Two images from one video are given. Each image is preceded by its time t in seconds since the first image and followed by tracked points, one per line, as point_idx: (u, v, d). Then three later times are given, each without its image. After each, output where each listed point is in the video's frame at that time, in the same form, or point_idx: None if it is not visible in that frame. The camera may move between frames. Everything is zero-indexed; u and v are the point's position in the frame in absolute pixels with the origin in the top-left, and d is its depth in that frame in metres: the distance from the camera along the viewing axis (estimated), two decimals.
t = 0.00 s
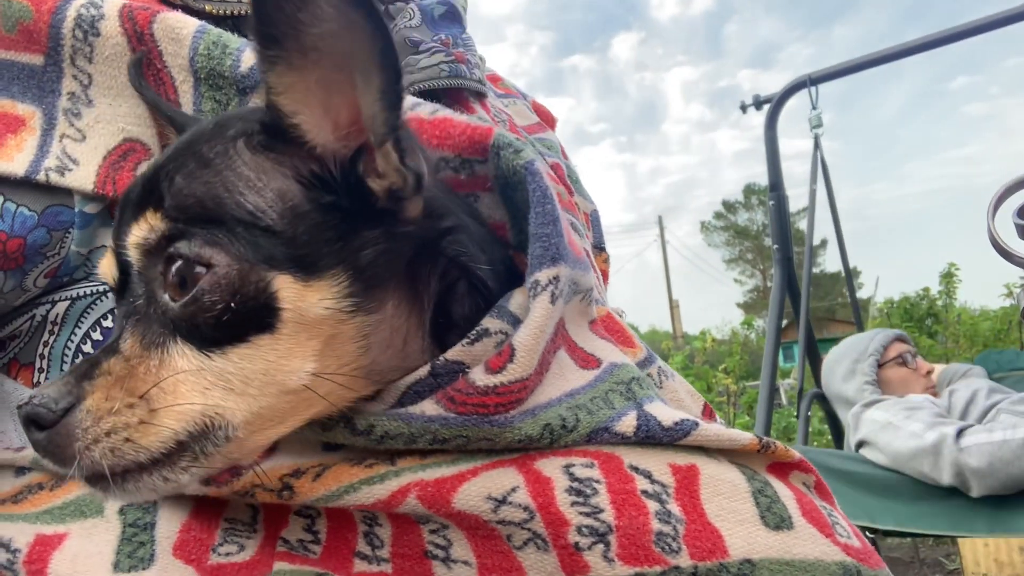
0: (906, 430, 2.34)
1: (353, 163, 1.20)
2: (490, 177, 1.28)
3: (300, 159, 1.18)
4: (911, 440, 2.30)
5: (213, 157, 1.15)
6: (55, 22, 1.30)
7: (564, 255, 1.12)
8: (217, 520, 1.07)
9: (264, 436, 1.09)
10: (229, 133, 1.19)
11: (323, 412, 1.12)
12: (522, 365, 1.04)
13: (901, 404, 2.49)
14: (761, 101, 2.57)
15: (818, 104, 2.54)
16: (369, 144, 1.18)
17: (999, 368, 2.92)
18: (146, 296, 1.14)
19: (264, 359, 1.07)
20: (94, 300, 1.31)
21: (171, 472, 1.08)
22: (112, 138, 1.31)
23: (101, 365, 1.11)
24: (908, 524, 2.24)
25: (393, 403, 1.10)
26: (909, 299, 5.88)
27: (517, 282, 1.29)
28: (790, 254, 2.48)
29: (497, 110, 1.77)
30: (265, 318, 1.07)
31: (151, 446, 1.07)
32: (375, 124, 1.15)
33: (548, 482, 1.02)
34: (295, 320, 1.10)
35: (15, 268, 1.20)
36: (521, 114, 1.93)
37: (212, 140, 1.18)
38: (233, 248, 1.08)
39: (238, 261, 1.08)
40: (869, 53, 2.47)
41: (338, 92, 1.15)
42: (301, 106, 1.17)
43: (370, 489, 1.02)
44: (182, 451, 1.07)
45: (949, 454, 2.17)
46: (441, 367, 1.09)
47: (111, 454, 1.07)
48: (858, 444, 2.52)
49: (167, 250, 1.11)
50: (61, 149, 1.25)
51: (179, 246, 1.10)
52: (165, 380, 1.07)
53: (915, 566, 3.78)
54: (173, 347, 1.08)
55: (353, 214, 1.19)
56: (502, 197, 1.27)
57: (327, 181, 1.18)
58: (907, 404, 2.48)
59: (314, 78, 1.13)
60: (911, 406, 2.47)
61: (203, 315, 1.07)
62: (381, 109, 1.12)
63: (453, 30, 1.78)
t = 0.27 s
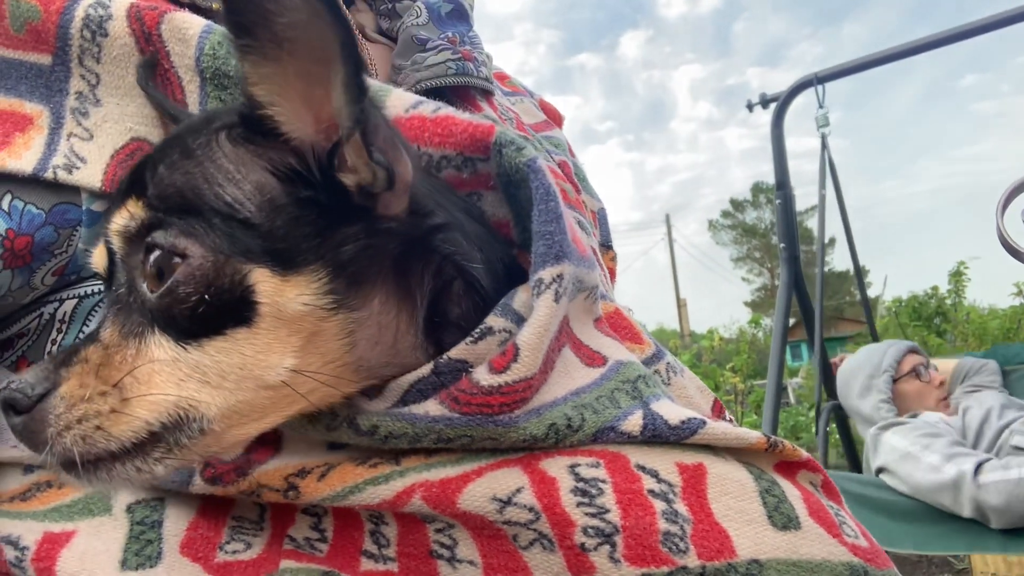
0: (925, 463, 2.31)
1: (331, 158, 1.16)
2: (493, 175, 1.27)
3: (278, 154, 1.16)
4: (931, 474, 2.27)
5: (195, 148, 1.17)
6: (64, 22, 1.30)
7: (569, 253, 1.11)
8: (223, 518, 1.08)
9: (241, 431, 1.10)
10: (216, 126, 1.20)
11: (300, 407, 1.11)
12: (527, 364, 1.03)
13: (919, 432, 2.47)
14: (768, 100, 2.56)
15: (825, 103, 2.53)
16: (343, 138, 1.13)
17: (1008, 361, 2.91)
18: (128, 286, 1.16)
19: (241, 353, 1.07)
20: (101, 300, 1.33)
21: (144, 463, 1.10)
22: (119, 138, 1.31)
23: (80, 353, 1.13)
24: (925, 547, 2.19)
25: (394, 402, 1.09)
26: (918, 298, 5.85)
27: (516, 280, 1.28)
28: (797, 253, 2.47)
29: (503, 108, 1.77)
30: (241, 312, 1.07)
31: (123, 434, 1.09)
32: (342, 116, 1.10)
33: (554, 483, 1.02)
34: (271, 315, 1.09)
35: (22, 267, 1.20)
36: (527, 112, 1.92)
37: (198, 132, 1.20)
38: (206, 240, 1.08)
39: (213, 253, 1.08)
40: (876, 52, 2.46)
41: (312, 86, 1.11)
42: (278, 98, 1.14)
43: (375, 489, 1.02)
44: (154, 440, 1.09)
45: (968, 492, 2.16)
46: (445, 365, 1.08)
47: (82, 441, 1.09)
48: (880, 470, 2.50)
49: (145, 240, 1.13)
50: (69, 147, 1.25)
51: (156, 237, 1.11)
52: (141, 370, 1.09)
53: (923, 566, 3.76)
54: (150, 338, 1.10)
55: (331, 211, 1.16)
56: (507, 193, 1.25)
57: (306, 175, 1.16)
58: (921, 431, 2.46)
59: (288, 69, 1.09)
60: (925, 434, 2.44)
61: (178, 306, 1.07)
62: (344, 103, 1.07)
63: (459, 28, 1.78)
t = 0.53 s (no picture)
0: (957, 497, 2.30)
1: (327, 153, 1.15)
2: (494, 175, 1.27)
3: (273, 146, 1.16)
4: (962, 510, 2.27)
5: (193, 138, 1.18)
6: (67, 26, 1.31)
7: (570, 251, 1.11)
8: (225, 519, 1.08)
9: (235, 420, 1.10)
10: (215, 117, 1.21)
11: (294, 398, 1.11)
12: (529, 361, 1.04)
13: (946, 457, 2.43)
14: (768, 100, 2.56)
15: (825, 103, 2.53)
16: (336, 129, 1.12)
17: (1013, 339, 2.98)
18: (124, 274, 1.17)
19: (234, 343, 1.08)
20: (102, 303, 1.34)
21: (136, 449, 1.11)
22: (122, 139, 1.32)
23: (76, 339, 1.15)
24: (964, 568, 2.29)
25: (397, 400, 1.09)
26: (920, 297, 5.85)
27: (516, 278, 1.28)
28: (797, 253, 2.46)
29: (505, 108, 1.77)
30: (236, 301, 1.08)
31: (114, 419, 1.10)
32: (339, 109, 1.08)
33: (555, 482, 1.02)
34: (266, 306, 1.10)
35: (25, 267, 1.20)
36: (529, 112, 1.93)
37: (198, 124, 1.20)
38: (201, 230, 1.09)
39: (207, 243, 1.08)
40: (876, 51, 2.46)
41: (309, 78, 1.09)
42: (275, 89, 1.12)
43: (377, 489, 1.03)
44: (146, 426, 1.10)
45: (1000, 531, 2.17)
46: (447, 361, 1.09)
47: (74, 425, 1.11)
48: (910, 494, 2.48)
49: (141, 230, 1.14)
50: (72, 149, 1.26)
51: (152, 226, 1.12)
52: (134, 356, 1.10)
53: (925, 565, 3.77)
54: (144, 326, 1.11)
55: (324, 204, 1.16)
56: (508, 192, 1.26)
57: (302, 168, 1.15)
58: (950, 456, 2.43)
59: (285, 60, 1.07)
60: (954, 459, 2.41)
61: (173, 295, 1.08)
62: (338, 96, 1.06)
63: (461, 28, 1.78)
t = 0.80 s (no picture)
0: (984, 506, 2.29)
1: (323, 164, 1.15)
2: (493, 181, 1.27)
3: (271, 156, 1.16)
4: (991, 519, 2.26)
5: (194, 147, 1.18)
6: (67, 30, 1.32)
7: (569, 257, 1.12)
8: (223, 523, 1.09)
9: (236, 425, 1.10)
10: (216, 125, 1.21)
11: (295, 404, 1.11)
12: (528, 368, 1.04)
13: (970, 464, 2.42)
14: (766, 103, 2.56)
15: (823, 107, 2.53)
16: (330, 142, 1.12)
17: (1016, 318, 3.06)
18: (127, 281, 1.17)
19: (234, 350, 1.08)
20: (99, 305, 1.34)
21: (138, 453, 1.11)
22: (122, 143, 1.32)
23: (81, 344, 1.16)
24: (997, 567, 2.32)
25: (397, 406, 1.08)
26: (919, 300, 5.85)
27: (514, 284, 1.28)
28: (794, 256, 2.46)
29: (505, 111, 1.77)
30: (235, 309, 1.08)
31: (117, 425, 1.11)
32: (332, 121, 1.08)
33: (554, 487, 1.02)
34: (265, 315, 1.10)
35: (22, 270, 1.20)
36: (528, 115, 1.93)
37: (199, 132, 1.21)
38: (201, 240, 1.09)
39: (207, 253, 1.09)
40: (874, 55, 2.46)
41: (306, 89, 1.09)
42: (274, 100, 1.13)
43: (377, 492, 1.03)
44: (148, 431, 1.10)
45: None
46: (448, 368, 1.08)
47: (76, 430, 1.11)
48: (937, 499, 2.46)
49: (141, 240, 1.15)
50: (71, 152, 1.26)
51: (152, 235, 1.13)
52: (136, 362, 1.10)
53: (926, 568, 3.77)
54: (146, 332, 1.11)
55: (321, 214, 1.17)
56: (506, 199, 1.25)
57: (300, 179, 1.15)
58: (975, 463, 2.42)
59: (283, 72, 1.07)
60: (979, 467, 2.41)
61: (174, 304, 1.08)
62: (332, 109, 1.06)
63: (460, 31, 1.79)
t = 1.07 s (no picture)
0: (991, 509, 2.29)
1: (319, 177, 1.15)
2: (492, 188, 1.26)
3: (267, 167, 1.17)
4: (1000, 523, 2.26)
5: (190, 160, 1.19)
6: (67, 35, 1.31)
7: (568, 265, 1.12)
8: (223, 528, 1.09)
9: (235, 436, 1.10)
10: (212, 138, 1.22)
11: (293, 414, 1.12)
12: (528, 376, 1.04)
13: (978, 467, 2.42)
14: (768, 107, 2.56)
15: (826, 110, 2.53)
16: (325, 155, 1.12)
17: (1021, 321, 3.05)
18: (126, 294, 1.17)
19: (232, 362, 1.08)
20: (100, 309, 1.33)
21: (138, 465, 1.11)
22: (122, 147, 1.32)
23: (81, 356, 1.16)
24: (1008, 568, 2.30)
25: (397, 413, 1.10)
26: (919, 303, 5.85)
27: (511, 294, 1.29)
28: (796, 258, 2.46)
29: (505, 115, 1.77)
30: (233, 322, 1.08)
31: (116, 438, 1.11)
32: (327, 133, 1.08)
33: (554, 493, 1.02)
34: (264, 327, 1.10)
35: (23, 274, 1.20)
36: (528, 119, 1.93)
37: (195, 144, 1.22)
38: (200, 252, 1.10)
39: (205, 267, 1.09)
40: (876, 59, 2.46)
41: (301, 102, 1.09)
42: (269, 113, 1.13)
43: (376, 498, 1.02)
44: (147, 444, 1.10)
45: None
46: (446, 377, 1.09)
47: (75, 443, 1.11)
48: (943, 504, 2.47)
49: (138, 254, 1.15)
50: (71, 156, 1.26)
51: (151, 247, 1.13)
52: (134, 376, 1.10)
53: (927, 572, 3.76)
54: (144, 345, 1.11)
55: (318, 225, 1.16)
56: (505, 206, 1.25)
57: (295, 191, 1.15)
58: (982, 466, 2.42)
59: (279, 84, 1.07)
60: (987, 470, 2.40)
61: (173, 317, 1.08)
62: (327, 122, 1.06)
63: (459, 35, 1.79)
